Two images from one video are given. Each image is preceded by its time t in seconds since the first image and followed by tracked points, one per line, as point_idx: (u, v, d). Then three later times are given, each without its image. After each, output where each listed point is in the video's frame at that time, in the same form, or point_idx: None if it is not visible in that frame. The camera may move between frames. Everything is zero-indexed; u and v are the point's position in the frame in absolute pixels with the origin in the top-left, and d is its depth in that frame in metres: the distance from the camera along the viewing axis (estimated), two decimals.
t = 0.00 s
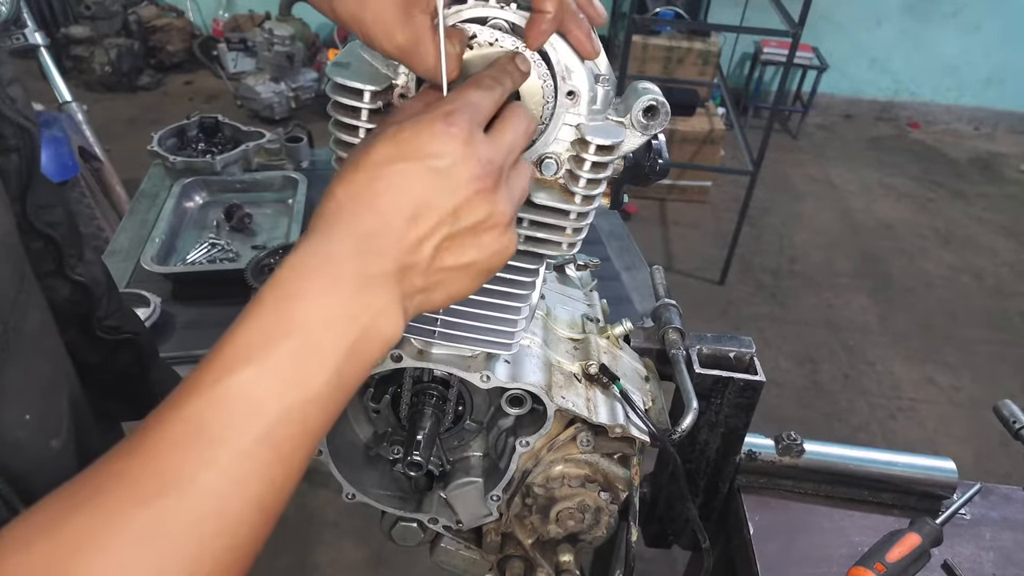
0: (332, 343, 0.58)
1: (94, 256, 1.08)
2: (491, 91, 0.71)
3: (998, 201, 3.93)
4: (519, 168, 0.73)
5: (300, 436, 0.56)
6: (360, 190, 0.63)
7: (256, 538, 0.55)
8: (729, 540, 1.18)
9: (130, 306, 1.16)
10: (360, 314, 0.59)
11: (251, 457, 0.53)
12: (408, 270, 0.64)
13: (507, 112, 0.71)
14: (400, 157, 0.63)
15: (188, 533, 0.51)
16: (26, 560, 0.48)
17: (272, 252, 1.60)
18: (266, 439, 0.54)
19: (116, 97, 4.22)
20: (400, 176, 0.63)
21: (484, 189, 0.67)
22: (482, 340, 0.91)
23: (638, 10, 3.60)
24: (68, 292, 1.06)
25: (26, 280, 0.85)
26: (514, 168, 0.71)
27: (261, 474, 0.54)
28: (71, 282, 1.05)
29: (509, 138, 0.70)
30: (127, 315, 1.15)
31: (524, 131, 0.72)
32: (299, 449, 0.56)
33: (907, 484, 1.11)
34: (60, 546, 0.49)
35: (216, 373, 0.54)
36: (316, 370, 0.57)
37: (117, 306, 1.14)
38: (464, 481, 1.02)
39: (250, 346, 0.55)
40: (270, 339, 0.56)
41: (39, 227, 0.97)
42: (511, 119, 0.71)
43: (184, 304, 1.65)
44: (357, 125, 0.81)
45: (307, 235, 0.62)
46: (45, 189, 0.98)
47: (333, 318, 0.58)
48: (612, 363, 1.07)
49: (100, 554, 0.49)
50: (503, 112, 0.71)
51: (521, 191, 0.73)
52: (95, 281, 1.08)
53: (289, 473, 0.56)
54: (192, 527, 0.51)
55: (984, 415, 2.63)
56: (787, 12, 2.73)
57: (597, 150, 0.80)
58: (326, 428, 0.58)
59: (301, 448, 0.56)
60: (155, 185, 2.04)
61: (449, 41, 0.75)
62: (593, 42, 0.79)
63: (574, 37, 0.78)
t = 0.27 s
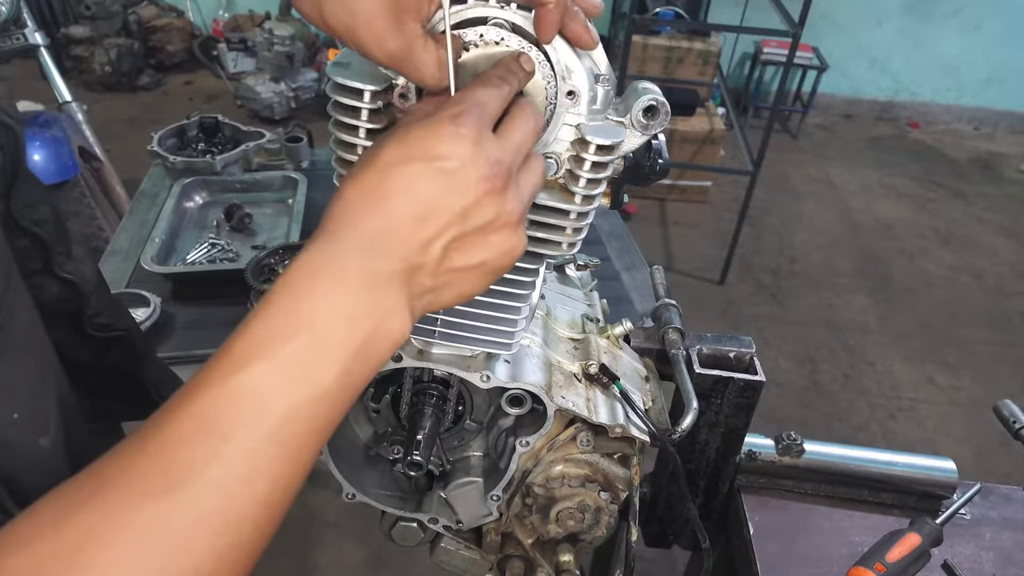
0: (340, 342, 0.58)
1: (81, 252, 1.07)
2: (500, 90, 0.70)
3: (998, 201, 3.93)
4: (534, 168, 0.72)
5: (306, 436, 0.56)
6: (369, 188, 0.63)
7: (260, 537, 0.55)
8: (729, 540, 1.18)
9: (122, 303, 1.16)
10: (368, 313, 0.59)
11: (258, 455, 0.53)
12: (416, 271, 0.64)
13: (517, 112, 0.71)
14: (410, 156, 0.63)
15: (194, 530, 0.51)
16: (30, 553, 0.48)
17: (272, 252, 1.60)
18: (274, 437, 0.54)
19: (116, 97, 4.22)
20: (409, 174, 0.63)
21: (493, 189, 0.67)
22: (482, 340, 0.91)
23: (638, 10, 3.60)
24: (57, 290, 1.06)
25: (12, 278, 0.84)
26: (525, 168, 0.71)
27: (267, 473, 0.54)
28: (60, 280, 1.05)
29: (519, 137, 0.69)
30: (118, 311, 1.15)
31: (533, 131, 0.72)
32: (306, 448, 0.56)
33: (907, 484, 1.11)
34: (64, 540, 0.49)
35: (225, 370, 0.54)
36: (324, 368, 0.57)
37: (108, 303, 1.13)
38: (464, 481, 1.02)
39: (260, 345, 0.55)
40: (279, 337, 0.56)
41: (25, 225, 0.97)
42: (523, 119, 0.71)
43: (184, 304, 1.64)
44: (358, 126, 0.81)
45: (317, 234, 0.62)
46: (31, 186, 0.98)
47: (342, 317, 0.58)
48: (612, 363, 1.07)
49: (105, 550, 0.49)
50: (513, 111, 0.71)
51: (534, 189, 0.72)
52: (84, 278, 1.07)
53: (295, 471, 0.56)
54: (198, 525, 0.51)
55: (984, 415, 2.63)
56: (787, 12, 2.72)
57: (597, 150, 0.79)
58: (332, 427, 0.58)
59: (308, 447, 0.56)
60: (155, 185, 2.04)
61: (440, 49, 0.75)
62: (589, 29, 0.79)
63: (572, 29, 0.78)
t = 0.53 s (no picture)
0: (347, 345, 0.56)
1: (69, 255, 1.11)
2: (502, 88, 0.70)
3: (998, 201, 3.93)
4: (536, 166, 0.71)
5: (311, 439, 0.55)
6: (377, 185, 0.61)
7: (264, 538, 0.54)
8: (729, 540, 1.17)
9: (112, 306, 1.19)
10: (376, 314, 0.58)
11: (263, 458, 0.53)
12: (423, 270, 0.63)
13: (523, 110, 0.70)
14: (419, 152, 0.62)
15: (197, 532, 0.50)
16: (31, 555, 0.48)
17: (272, 252, 1.59)
18: (279, 440, 0.53)
19: (116, 97, 4.22)
20: (418, 172, 0.61)
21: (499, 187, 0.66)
22: (482, 340, 0.91)
23: (638, 10, 3.59)
24: (47, 292, 1.09)
25: None
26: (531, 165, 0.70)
27: (271, 476, 0.53)
28: (49, 282, 1.08)
29: (524, 136, 0.69)
30: (109, 314, 1.18)
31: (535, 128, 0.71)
32: (311, 451, 0.55)
33: (907, 484, 1.11)
34: (64, 542, 0.48)
35: (230, 372, 0.53)
36: (332, 371, 0.56)
37: (98, 305, 1.17)
38: (464, 481, 1.02)
39: (265, 346, 0.54)
40: (284, 339, 0.55)
41: (13, 227, 1.01)
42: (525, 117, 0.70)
43: (184, 304, 1.65)
44: (357, 126, 0.81)
45: (324, 230, 0.61)
46: (20, 190, 1.02)
47: (349, 318, 0.57)
48: (612, 363, 1.07)
49: (106, 552, 0.48)
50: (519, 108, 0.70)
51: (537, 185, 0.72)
52: (73, 280, 1.11)
53: (299, 474, 0.55)
54: (201, 527, 0.51)
55: (983, 415, 2.63)
56: (787, 12, 2.72)
57: (597, 150, 0.79)
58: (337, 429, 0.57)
59: (313, 450, 0.55)
60: (155, 185, 2.04)
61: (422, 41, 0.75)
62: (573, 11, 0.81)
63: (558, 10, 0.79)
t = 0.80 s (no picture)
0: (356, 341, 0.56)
1: (60, 259, 1.12)
2: (505, 91, 0.71)
3: (999, 201, 3.93)
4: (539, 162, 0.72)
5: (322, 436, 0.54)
6: (384, 186, 0.61)
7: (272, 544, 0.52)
8: (730, 540, 1.17)
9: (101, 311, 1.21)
10: (384, 311, 0.58)
11: (273, 455, 0.52)
12: (430, 271, 0.62)
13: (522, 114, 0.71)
14: (422, 155, 0.63)
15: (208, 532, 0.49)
16: (38, 557, 0.46)
17: (272, 252, 1.59)
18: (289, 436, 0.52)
19: (116, 97, 4.22)
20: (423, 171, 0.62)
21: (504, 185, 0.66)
22: (482, 340, 0.91)
23: (638, 10, 3.59)
24: (37, 296, 1.08)
25: None
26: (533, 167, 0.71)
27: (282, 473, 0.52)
28: (40, 286, 1.08)
29: (529, 137, 0.69)
30: (99, 318, 1.20)
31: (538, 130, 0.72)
32: (321, 450, 0.54)
33: (907, 483, 1.11)
34: (70, 546, 0.47)
35: (239, 368, 0.53)
36: (342, 371, 0.55)
37: (88, 310, 1.18)
38: (464, 480, 1.02)
39: (273, 343, 0.54)
40: (293, 335, 0.54)
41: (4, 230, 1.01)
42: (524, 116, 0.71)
43: (183, 304, 1.65)
44: (357, 125, 0.81)
45: (331, 234, 0.61)
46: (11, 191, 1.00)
47: (358, 313, 0.56)
48: (612, 363, 1.07)
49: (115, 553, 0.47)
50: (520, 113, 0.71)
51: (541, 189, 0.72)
52: (63, 284, 1.12)
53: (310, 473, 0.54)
54: (211, 528, 0.49)
55: (983, 415, 2.63)
56: (787, 12, 2.72)
57: (597, 150, 0.79)
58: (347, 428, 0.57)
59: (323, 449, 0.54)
60: (155, 185, 2.03)
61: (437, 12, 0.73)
62: None
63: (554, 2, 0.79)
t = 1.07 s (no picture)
0: (352, 341, 0.56)
1: (64, 260, 1.15)
2: (530, 95, 0.71)
3: (998, 201, 3.93)
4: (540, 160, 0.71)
5: (314, 435, 0.54)
6: (390, 182, 0.61)
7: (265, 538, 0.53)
8: (730, 540, 1.17)
9: (108, 312, 1.22)
10: (381, 311, 0.58)
11: (267, 457, 0.51)
12: (432, 272, 0.63)
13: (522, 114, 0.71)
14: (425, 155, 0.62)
15: (199, 531, 0.49)
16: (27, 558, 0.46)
17: (272, 252, 1.59)
18: (283, 435, 0.52)
19: (116, 97, 4.21)
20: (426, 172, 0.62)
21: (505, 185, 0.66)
22: (482, 340, 0.91)
23: (638, 10, 3.59)
24: (40, 297, 1.13)
25: None
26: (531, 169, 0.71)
27: (274, 469, 0.52)
28: (43, 287, 1.13)
29: (535, 141, 0.70)
30: (104, 319, 1.22)
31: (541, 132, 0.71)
32: (313, 450, 0.54)
33: (907, 483, 1.11)
34: (60, 547, 0.46)
35: (236, 366, 0.52)
36: (340, 372, 0.55)
37: (94, 311, 1.20)
38: (464, 480, 1.02)
39: (272, 340, 0.54)
40: (291, 334, 0.54)
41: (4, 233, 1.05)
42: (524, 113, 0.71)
43: (184, 304, 1.64)
44: (357, 126, 0.81)
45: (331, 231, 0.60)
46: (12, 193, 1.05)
47: (357, 313, 0.56)
48: (612, 363, 1.07)
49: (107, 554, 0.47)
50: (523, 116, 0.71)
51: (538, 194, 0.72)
52: (65, 285, 1.15)
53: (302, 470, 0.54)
54: (203, 531, 0.49)
55: (984, 415, 2.63)
56: (787, 12, 2.72)
57: (597, 150, 0.79)
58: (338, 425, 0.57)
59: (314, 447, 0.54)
60: (155, 185, 2.03)
61: None
62: None
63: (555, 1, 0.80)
